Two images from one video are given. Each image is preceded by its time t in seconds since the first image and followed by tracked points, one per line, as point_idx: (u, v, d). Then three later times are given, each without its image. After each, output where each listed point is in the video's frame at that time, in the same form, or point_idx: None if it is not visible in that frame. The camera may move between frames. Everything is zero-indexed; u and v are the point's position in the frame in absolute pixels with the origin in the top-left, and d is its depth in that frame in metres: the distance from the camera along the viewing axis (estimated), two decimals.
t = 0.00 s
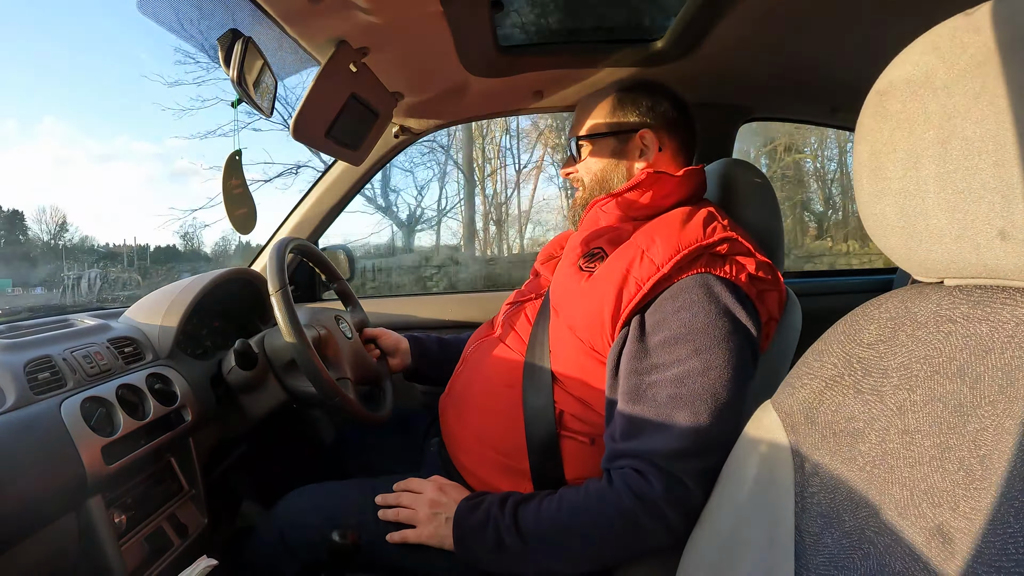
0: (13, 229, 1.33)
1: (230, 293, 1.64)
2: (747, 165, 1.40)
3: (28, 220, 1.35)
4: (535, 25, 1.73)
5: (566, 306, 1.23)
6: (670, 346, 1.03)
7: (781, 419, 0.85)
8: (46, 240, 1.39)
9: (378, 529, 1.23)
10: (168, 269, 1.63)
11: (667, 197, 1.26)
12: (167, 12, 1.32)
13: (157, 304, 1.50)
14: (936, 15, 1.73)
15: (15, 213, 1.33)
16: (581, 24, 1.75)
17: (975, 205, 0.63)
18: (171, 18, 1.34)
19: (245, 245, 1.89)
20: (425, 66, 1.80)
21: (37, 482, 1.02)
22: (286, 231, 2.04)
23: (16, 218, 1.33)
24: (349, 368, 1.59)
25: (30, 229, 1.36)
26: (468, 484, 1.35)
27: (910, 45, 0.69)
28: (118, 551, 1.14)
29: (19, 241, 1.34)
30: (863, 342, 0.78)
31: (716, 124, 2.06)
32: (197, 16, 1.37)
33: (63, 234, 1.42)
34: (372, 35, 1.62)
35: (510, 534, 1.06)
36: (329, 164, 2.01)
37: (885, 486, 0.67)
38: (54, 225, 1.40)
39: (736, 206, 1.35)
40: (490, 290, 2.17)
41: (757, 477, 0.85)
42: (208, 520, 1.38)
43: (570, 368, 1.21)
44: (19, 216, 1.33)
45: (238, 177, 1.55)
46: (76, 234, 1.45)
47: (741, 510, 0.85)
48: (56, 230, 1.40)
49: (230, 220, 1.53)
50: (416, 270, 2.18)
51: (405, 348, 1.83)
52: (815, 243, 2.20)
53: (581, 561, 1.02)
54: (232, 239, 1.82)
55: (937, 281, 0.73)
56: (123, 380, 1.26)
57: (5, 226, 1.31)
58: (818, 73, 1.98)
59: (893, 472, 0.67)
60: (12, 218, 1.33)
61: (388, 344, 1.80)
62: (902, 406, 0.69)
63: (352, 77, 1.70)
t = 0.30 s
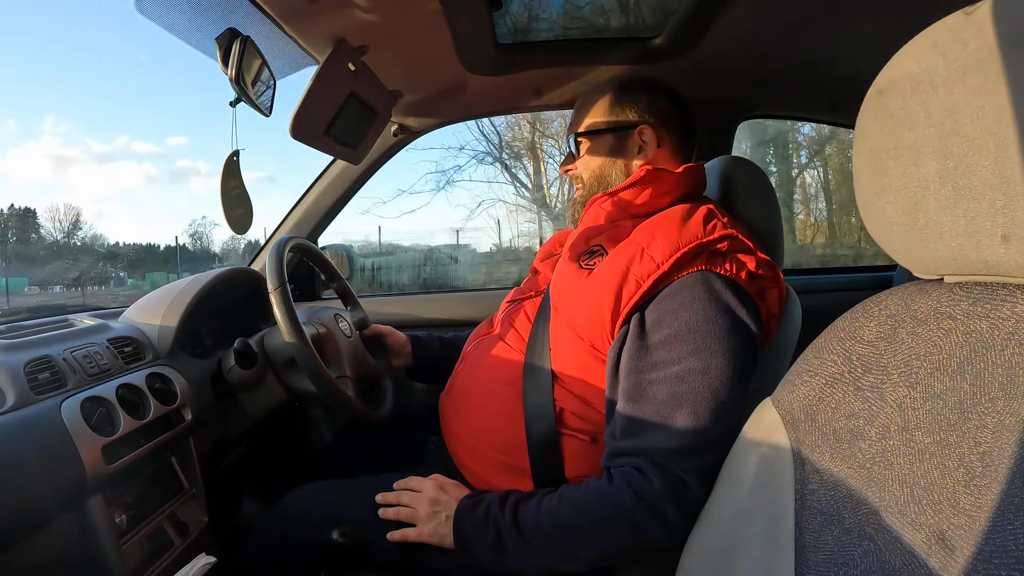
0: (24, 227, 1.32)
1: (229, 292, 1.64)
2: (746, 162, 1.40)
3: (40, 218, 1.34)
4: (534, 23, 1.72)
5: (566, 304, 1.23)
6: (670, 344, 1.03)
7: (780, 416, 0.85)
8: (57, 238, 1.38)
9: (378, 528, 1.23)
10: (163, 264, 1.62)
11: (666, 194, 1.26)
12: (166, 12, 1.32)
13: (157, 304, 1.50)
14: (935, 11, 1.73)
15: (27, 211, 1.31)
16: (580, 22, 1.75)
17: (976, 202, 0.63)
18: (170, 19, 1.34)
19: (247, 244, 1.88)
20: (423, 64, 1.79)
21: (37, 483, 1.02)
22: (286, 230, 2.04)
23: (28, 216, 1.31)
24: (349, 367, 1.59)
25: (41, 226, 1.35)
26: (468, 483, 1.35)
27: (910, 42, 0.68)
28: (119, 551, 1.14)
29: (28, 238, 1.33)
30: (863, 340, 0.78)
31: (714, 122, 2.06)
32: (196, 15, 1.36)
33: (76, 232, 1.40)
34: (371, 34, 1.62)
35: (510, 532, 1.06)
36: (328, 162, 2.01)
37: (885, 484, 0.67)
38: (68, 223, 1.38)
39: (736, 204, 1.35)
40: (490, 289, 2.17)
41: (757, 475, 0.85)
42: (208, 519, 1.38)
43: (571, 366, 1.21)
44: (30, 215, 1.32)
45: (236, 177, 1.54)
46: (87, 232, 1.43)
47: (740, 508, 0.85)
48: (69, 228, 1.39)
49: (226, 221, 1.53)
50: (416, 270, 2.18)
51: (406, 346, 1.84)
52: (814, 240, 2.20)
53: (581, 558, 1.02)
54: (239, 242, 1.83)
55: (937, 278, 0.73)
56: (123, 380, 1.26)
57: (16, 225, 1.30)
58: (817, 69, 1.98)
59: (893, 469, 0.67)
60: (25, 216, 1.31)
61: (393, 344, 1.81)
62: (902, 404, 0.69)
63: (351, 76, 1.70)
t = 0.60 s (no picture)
0: (38, 225, 1.30)
1: (229, 296, 1.64)
2: (745, 168, 1.40)
3: (54, 216, 1.32)
4: (535, 28, 1.73)
5: (563, 309, 1.23)
6: (669, 348, 1.03)
7: (780, 421, 0.85)
8: (70, 236, 1.37)
9: (378, 533, 1.23)
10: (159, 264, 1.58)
11: (665, 200, 1.26)
12: (167, 16, 1.32)
13: (157, 308, 1.50)
14: (932, 18, 1.74)
15: (41, 208, 1.29)
16: (581, 27, 1.75)
17: (975, 206, 0.63)
18: (172, 23, 1.35)
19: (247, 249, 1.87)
20: (425, 68, 1.80)
21: (37, 486, 1.02)
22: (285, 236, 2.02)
23: (42, 214, 1.30)
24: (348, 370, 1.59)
25: (54, 224, 1.33)
26: (468, 487, 1.34)
27: (909, 47, 0.69)
28: (118, 554, 1.14)
29: (42, 236, 1.32)
30: (863, 345, 0.78)
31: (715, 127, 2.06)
32: (197, 18, 1.36)
33: (89, 230, 1.39)
34: (373, 38, 1.63)
35: (510, 537, 1.06)
36: (328, 167, 1.99)
37: (885, 489, 0.67)
38: (81, 221, 1.37)
39: (735, 210, 1.35)
40: (490, 293, 2.18)
41: (757, 479, 0.85)
42: (207, 522, 1.38)
43: (569, 370, 1.21)
44: (44, 213, 1.30)
45: (233, 180, 1.55)
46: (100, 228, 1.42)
47: (739, 512, 0.85)
48: (82, 226, 1.37)
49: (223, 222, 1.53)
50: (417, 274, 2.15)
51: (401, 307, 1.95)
52: (814, 245, 2.20)
53: (579, 563, 1.02)
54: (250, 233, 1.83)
55: (936, 282, 0.73)
56: (123, 383, 1.26)
57: (30, 223, 1.28)
58: (816, 75, 1.99)
59: (893, 474, 0.67)
60: (38, 213, 1.30)
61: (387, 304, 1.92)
62: (903, 409, 0.69)
63: (351, 80, 1.71)
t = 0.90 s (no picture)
0: (52, 223, 1.31)
1: (230, 298, 1.65)
2: (746, 172, 1.40)
3: (67, 216, 1.32)
4: (536, 31, 1.74)
5: (564, 312, 1.23)
6: (670, 351, 1.03)
7: (781, 424, 0.85)
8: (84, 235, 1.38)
9: (378, 534, 1.23)
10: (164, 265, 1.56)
11: (665, 203, 1.27)
12: (170, 19, 1.32)
13: (158, 309, 1.50)
14: (932, 21, 1.75)
15: (53, 207, 1.30)
16: (582, 29, 1.76)
17: (975, 209, 0.63)
18: (174, 26, 1.35)
19: (248, 251, 1.88)
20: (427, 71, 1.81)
21: (38, 487, 1.02)
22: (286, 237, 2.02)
23: (55, 212, 1.31)
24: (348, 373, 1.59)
25: (68, 223, 1.34)
26: (469, 489, 1.34)
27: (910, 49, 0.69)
28: (118, 555, 1.14)
29: (56, 235, 1.33)
30: (863, 348, 0.78)
31: (716, 129, 2.06)
32: (201, 21, 1.37)
33: (104, 229, 1.39)
34: (375, 40, 1.63)
35: (510, 539, 1.06)
36: (330, 169, 1.99)
37: (886, 492, 0.67)
38: (95, 220, 1.36)
39: (735, 212, 1.35)
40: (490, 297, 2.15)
41: (758, 482, 0.84)
42: (207, 524, 1.38)
43: (570, 373, 1.21)
44: (56, 210, 1.31)
45: (243, 183, 1.54)
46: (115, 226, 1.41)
47: (740, 515, 0.85)
48: (97, 224, 1.37)
49: (235, 225, 1.53)
50: (416, 279, 2.01)
51: (372, 306, 1.88)
52: (816, 248, 2.19)
53: (580, 565, 1.02)
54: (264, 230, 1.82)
55: (937, 285, 0.73)
56: (124, 385, 1.26)
57: (43, 222, 1.29)
58: (816, 78, 1.99)
59: (893, 476, 0.67)
60: (52, 212, 1.30)
61: (355, 299, 1.85)
62: (903, 411, 0.69)
63: (353, 82, 1.71)
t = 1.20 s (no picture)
0: (65, 221, 1.33)
1: (230, 298, 1.65)
2: (748, 171, 1.40)
3: (81, 214, 1.35)
4: (537, 30, 1.74)
5: (565, 312, 1.23)
6: (670, 350, 1.03)
7: (783, 423, 0.85)
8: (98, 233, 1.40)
9: (379, 533, 1.23)
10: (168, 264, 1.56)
11: (666, 202, 1.26)
12: (170, 18, 1.32)
13: (158, 309, 1.50)
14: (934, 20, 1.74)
15: (67, 205, 1.32)
16: (583, 29, 1.75)
17: (976, 208, 0.63)
18: (174, 25, 1.35)
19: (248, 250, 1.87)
20: (428, 70, 1.81)
21: (38, 487, 1.02)
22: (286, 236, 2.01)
23: (69, 210, 1.32)
24: (349, 372, 1.59)
25: (82, 222, 1.36)
26: (469, 489, 1.34)
27: (914, 48, 0.68)
28: (119, 555, 1.14)
29: (69, 233, 1.35)
30: (865, 347, 0.78)
31: (717, 128, 2.06)
32: (203, 20, 1.37)
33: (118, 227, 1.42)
34: (376, 39, 1.63)
35: (511, 538, 1.06)
36: (330, 168, 1.99)
37: (887, 491, 0.67)
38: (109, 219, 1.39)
39: (736, 212, 1.35)
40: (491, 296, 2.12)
41: (759, 482, 0.84)
42: (208, 523, 1.38)
43: (571, 372, 1.21)
44: (70, 208, 1.32)
45: (235, 181, 1.55)
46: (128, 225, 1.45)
47: (741, 515, 0.84)
48: (112, 222, 1.40)
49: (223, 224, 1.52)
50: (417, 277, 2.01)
51: (370, 308, 1.86)
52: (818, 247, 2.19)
53: (580, 565, 1.02)
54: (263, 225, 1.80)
55: (938, 285, 0.73)
56: (125, 384, 1.27)
57: (57, 219, 1.31)
58: (819, 77, 1.99)
59: (895, 476, 0.67)
60: (67, 211, 1.32)
61: (353, 300, 1.83)
62: (904, 411, 0.69)
63: (354, 81, 1.71)
